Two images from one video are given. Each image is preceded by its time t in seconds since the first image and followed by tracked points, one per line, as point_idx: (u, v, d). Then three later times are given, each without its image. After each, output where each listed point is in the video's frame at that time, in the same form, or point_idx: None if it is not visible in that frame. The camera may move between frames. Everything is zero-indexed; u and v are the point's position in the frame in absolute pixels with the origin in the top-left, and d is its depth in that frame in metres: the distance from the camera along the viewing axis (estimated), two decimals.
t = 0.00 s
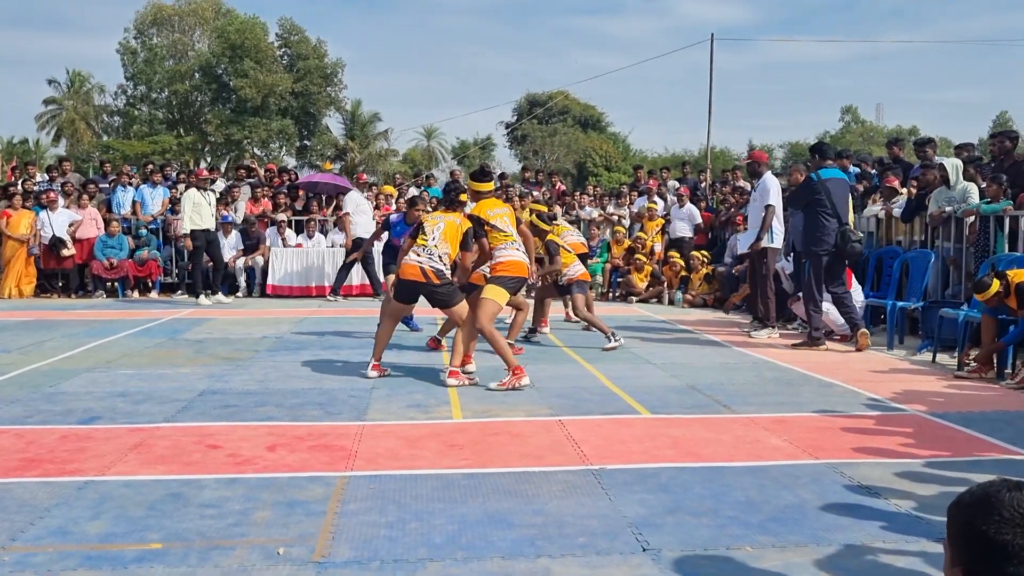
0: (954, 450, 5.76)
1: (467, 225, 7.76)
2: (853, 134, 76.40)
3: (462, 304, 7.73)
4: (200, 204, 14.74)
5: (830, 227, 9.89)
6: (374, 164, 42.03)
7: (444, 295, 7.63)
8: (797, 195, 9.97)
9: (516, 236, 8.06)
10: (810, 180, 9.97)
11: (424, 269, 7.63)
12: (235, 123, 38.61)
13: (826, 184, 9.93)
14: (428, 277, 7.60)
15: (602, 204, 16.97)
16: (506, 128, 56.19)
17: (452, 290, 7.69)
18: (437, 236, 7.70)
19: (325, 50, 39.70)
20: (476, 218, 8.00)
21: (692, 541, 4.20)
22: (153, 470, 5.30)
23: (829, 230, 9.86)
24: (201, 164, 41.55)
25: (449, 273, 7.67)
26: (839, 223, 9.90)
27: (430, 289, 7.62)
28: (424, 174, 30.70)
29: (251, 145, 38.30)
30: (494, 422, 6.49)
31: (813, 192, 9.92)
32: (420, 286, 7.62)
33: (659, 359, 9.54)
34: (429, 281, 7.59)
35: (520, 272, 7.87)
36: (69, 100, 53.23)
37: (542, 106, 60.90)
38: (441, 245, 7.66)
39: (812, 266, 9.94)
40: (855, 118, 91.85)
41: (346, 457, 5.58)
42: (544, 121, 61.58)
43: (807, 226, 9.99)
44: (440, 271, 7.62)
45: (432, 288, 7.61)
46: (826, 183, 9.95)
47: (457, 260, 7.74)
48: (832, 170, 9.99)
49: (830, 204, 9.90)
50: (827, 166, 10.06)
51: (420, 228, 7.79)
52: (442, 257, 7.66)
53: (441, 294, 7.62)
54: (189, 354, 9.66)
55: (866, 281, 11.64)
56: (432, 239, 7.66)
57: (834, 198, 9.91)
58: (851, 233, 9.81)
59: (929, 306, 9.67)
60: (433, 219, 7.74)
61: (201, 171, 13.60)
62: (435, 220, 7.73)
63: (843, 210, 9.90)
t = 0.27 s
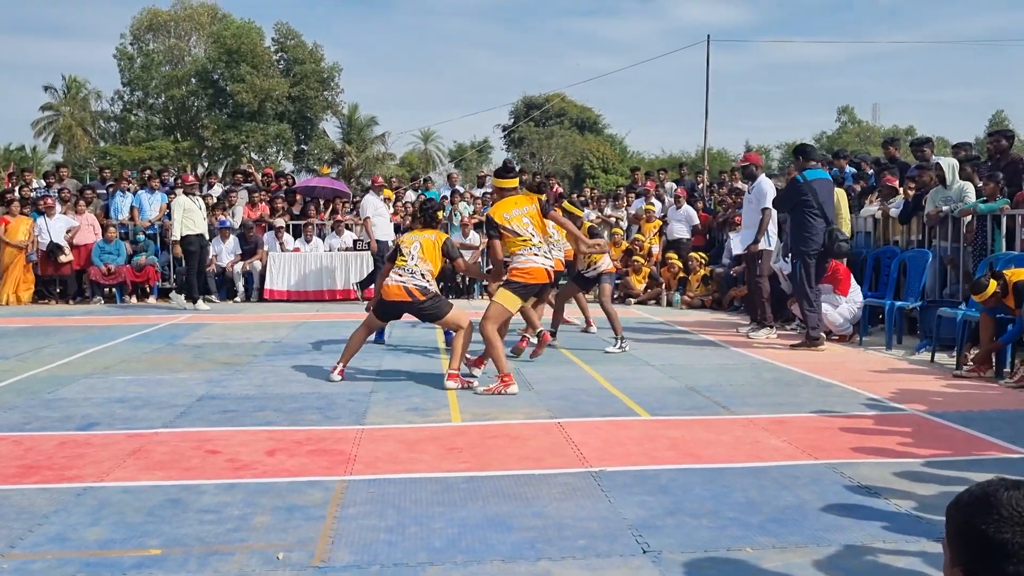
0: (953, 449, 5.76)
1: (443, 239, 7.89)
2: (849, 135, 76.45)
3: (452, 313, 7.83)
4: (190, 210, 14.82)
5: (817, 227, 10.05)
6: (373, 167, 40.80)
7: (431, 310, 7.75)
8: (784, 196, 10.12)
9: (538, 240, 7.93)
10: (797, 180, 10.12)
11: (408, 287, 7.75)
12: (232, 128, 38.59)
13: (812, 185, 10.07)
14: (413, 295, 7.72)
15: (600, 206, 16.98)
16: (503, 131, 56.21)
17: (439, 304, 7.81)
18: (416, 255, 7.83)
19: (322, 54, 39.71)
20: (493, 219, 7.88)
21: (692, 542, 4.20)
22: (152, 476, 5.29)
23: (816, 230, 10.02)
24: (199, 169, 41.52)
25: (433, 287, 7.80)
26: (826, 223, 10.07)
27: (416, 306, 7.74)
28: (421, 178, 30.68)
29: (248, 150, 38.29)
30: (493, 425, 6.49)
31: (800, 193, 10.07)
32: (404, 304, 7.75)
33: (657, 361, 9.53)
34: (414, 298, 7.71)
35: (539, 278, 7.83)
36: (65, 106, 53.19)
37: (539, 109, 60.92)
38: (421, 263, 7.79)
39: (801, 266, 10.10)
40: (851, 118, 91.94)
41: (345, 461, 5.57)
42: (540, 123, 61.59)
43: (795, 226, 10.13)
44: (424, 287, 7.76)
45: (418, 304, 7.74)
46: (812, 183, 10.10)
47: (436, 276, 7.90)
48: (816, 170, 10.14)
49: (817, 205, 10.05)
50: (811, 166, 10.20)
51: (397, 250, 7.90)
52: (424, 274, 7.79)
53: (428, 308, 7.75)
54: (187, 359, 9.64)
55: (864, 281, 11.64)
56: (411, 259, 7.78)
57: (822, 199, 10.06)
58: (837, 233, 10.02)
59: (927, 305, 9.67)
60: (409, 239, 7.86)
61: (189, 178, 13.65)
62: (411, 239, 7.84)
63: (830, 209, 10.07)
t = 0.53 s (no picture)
0: (954, 448, 5.76)
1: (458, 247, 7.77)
2: (847, 135, 76.61)
3: (458, 320, 7.72)
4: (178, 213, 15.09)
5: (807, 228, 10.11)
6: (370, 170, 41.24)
7: (435, 319, 7.69)
8: (777, 198, 10.14)
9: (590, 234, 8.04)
10: (790, 181, 10.11)
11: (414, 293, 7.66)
12: (230, 132, 38.56)
13: (804, 187, 10.09)
14: (417, 302, 7.65)
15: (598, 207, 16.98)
16: (501, 133, 56.22)
17: (443, 313, 7.72)
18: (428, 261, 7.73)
19: (319, 57, 39.70)
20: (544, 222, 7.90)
21: (692, 543, 4.19)
22: (151, 479, 5.29)
23: (806, 231, 10.10)
24: (196, 173, 41.54)
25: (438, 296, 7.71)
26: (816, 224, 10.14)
27: (421, 313, 7.68)
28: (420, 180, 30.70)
29: (246, 154, 38.30)
30: (493, 427, 6.49)
31: (792, 194, 10.08)
32: (409, 311, 7.68)
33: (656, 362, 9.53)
34: (418, 306, 7.64)
35: (605, 266, 7.91)
36: (62, 111, 53.19)
37: (537, 111, 60.94)
38: (431, 271, 7.69)
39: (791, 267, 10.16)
40: (848, 119, 92.08)
41: (345, 464, 5.56)
42: (538, 125, 61.63)
43: (786, 227, 10.19)
44: (429, 295, 7.67)
45: (424, 312, 7.67)
46: (805, 185, 10.11)
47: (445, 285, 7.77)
48: (808, 172, 10.14)
49: (808, 206, 10.08)
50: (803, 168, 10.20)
51: (411, 253, 7.80)
52: (432, 282, 7.70)
53: (434, 314, 7.69)
54: (186, 363, 9.64)
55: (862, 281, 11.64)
56: (423, 264, 7.69)
57: (813, 200, 10.08)
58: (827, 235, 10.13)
59: (926, 305, 9.68)
60: (424, 243, 7.74)
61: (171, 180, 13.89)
62: (426, 244, 7.73)
63: (820, 211, 10.11)
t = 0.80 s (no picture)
0: (953, 448, 5.76)
1: (503, 219, 7.91)
2: (844, 136, 76.71)
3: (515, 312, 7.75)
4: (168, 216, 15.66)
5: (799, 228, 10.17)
6: (370, 172, 40.53)
7: (505, 300, 7.78)
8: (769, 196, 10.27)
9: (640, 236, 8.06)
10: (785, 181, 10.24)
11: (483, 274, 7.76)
12: (228, 134, 38.43)
13: (797, 186, 10.19)
14: (488, 282, 7.76)
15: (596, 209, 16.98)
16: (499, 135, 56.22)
17: (508, 292, 7.82)
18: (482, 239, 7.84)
19: (317, 59, 39.70)
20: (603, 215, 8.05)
21: (691, 544, 4.19)
22: (150, 482, 5.28)
23: (798, 230, 10.16)
24: (194, 175, 41.51)
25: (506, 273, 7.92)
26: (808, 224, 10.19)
27: (492, 295, 7.78)
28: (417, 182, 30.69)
29: (244, 156, 38.27)
30: (492, 429, 6.48)
31: (785, 193, 10.19)
32: (479, 292, 7.76)
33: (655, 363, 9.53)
34: (491, 286, 7.76)
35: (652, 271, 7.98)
36: (60, 113, 53.17)
37: (535, 112, 60.96)
38: (489, 246, 7.82)
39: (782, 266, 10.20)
40: (846, 120, 92.17)
41: (344, 466, 5.56)
42: (536, 127, 61.65)
43: (779, 226, 10.27)
44: (497, 273, 7.84)
45: (493, 294, 7.76)
46: (798, 184, 10.20)
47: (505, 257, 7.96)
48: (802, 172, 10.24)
49: (800, 205, 10.16)
50: (797, 167, 10.31)
51: (459, 234, 7.87)
52: (494, 258, 7.85)
53: (502, 297, 7.78)
54: (185, 366, 9.63)
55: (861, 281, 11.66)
56: (479, 243, 7.80)
57: (806, 199, 10.15)
58: (817, 234, 10.15)
59: (924, 305, 9.68)
60: (470, 221, 7.85)
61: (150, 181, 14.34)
62: (473, 222, 7.82)
63: (813, 210, 10.16)
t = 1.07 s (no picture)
0: (952, 449, 5.76)
1: (562, 239, 7.44)
2: (843, 137, 76.78)
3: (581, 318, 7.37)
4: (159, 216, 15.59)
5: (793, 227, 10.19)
6: (367, 175, 41.47)
7: (562, 315, 7.31)
8: (764, 196, 10.27)
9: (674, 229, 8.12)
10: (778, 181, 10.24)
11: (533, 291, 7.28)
12: (226, 135, 38.32)
13: (791, 185, 10.19)
14: (543, 300, 7.26)
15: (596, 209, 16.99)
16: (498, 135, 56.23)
17: (568, 308, 7.34)
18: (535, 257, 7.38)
19: (316, 60, 39.70)
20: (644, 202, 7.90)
21: (691, 545, 4.19)
22: (149, 484, 5.28)
23: (792, 229, 10.18)
24: (193, 177, 41.51)
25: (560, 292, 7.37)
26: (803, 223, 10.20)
27: (548, 312, 7.29)
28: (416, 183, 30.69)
29: (243, 157, 38.26)
30: (491, 430, 6.48)
31: (779, 193, 10.19)
32: (536, 311, 7.30)
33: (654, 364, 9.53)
34: (544, 303, 7.27)
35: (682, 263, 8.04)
36: (59, 115, 53.18)
37: (534, 113, 60.99)
38: (542, 265, 7.35)
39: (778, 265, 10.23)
40: (844, 121, 92.25)
41: (343, 467, 5.56)
42: (535, 128, 61.66)
43: (773, 225, 10.27)
44: (551, 290, 7.31)
45: (550, 310, 7.28)
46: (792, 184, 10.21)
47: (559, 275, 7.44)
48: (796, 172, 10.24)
49: (794, 204, 10.17)
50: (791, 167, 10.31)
51: (513, 253, 7.45)
52: (546, 276, 7.35)
53: (561, 312, 7.31)
54: (185, 367, 9.64)
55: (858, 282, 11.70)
56: (531, 262, 7.34)
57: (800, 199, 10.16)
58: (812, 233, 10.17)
59: (923, 306, 9.69)
60: (525, 240, 7.42)
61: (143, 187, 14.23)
62: (529, 241, 7.39)
63: (807, 209, 10.18)
